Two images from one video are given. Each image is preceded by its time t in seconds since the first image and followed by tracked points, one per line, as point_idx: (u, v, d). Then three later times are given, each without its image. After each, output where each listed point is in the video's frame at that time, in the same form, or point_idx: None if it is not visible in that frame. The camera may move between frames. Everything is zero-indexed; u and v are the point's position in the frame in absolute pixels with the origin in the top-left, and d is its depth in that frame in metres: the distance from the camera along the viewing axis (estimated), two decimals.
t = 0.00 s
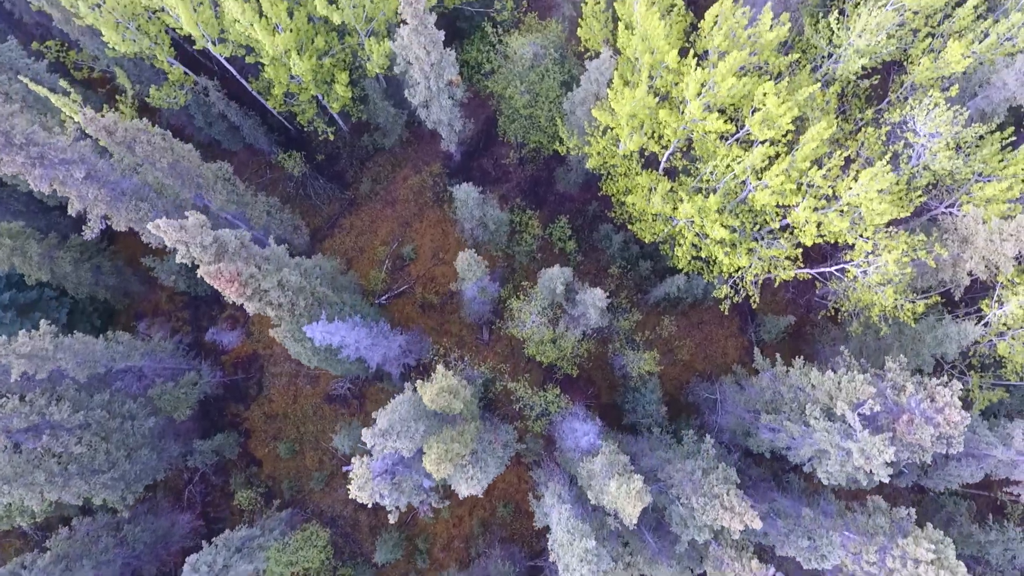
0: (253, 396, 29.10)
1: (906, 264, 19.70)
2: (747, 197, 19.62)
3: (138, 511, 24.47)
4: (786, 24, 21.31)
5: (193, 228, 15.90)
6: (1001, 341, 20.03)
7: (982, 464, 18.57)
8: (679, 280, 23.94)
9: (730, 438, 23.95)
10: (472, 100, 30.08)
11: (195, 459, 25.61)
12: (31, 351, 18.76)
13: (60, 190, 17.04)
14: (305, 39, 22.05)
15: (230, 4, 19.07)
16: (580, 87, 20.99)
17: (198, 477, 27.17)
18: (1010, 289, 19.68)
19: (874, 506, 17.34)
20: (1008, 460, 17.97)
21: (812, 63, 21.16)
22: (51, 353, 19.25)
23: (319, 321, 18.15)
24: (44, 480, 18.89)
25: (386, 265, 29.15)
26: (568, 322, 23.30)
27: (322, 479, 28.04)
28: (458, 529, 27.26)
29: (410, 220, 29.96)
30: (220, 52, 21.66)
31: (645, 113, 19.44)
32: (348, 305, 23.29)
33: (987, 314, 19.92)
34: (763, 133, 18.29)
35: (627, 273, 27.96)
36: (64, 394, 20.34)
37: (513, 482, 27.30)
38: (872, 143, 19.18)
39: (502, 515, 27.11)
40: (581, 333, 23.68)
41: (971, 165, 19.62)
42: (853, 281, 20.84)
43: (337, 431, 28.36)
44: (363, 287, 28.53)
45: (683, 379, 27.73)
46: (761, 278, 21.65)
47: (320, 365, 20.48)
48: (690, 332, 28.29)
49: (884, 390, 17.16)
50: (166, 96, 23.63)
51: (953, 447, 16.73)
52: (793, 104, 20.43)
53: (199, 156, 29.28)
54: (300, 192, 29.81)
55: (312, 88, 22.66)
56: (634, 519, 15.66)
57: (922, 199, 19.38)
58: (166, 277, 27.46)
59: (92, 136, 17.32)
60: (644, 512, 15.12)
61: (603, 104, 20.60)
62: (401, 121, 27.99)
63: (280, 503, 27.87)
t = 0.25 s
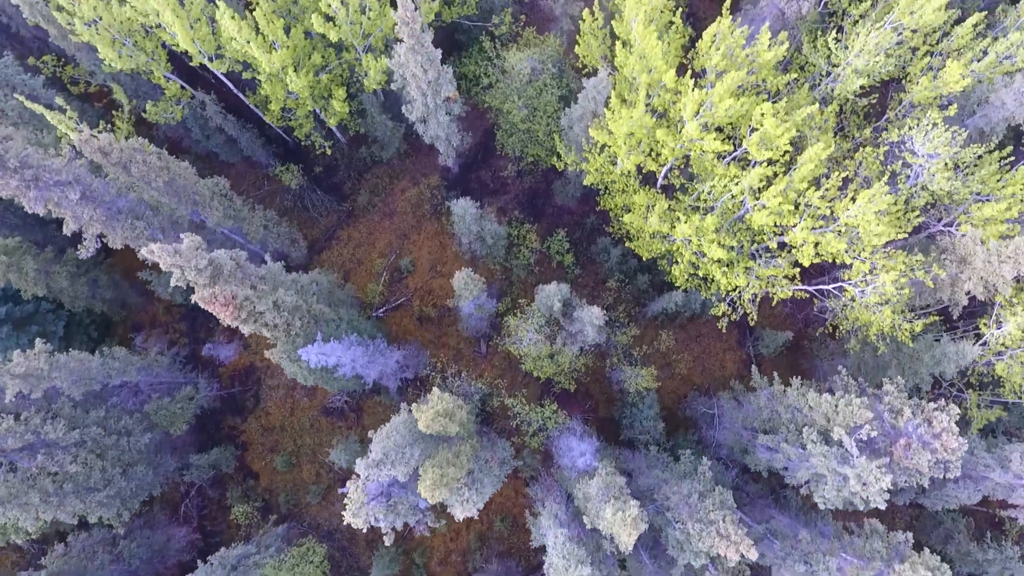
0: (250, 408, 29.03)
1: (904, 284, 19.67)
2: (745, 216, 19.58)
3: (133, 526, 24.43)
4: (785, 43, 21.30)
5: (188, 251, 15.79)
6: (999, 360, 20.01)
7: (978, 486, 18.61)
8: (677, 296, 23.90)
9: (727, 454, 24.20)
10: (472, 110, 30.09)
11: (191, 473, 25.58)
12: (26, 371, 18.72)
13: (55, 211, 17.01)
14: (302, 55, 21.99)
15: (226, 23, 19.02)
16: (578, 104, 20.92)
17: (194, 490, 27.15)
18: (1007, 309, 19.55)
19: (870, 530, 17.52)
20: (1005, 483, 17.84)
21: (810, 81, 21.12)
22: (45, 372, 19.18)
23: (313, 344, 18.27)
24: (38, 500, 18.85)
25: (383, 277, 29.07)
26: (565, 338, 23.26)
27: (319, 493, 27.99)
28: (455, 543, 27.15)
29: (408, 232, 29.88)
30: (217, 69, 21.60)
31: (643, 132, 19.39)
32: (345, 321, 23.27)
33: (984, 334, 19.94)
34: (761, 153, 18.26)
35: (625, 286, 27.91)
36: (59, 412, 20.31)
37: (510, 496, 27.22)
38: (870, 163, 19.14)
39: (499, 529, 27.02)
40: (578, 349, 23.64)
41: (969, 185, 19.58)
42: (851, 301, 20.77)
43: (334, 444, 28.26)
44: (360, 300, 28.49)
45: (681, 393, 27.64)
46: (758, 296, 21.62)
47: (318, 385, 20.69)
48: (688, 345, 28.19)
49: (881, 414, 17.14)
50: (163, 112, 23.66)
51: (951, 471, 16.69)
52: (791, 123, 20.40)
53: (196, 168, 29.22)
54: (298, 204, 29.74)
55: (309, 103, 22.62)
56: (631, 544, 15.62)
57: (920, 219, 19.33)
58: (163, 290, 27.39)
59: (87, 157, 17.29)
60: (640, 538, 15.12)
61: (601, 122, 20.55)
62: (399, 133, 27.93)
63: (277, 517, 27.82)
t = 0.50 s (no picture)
0: (247, 421, 28.95)
1: (902, 304, 19.63)
2: (743, 236, 19.54)
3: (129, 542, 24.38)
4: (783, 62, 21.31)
5: (182, 274, 15.82)
6: (997, 380, 19.98)
7: (977, 508, 18.40)
8: (675, 312, 23.85)
9: (725, 469, 24.19)
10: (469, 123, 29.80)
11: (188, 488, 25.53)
12: (21, 391, 18.66)
13: (50, 233, 16.95)
14: (299, 71, 21.95)
15: (222, 42, 18.97)
16: (575, 122, 20.86)
17: (191, 504, 27.13)
18: (1005, 330, 19.45)
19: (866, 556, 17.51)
20: (1003, 507, 17.70)
21: (807, 100, 21.11)
22: (40, 391, 19.11)
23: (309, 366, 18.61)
24: (32, 520, 18.80)
25: (381, 290, 28.99)
26: (562, 354, 23.23)
27: (316, 506, 27.94)
28: (452, 557, 27.05)
29: (406, 244, 29.78)
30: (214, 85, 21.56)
31: (640, 151, 19.39)
32: (341, 337, 23.22)
33: (982, 354, 19.95)
34: (758, 174, 18.23)
35: (623, 300, 27.84)
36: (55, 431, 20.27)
37: (507, 510, 27.13)
38: (868, 183, 19.12)
39: (497, 544, 26.94)
40: (576, 366, 23.60)
41: (967, 205, 19.55)
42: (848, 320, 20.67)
43: (331, 457, 28.14)
44: (358, 313, 28.45)
45: (678, 407, 27.54)
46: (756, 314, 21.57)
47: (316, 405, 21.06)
48: (688, 358, 28.00)
49: (878, 437, 17.13)
50: (160, 126, 23.53)
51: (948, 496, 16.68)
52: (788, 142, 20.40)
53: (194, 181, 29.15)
54: (295, 217, 29.64)
55: (306, 119, 22.58)
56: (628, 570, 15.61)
57: (918, 239, 19.30)
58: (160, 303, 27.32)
59: (82, 178, 17.24)
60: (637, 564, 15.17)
61: (598, 141, 20.50)
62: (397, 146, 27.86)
63: (274, 530, 27.79)
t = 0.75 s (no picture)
0: (244, 434, 28.86)
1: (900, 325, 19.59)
2: (740, 256, 19.48)
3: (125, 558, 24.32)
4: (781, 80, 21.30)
5: (176, 299, 15.78)
6: (995, 401, 19.93)
7: (974, 530, 18.39)
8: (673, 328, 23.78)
9: (722, 485, 24.17)
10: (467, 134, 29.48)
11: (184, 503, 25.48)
12: (16, 411, 18.61)
13: (44, 254, 16.90)
14: (296, 88, 21.90)
15: (218, 61, 18.92)
16: (572, 140, 20.79)
17: (188, 518, 27.08)
18: (1004, 351, 19.35)
19: None
20: (1000, 530, 17.74)
21: (805, 118, 21.09)
22: (35, 411, 19.05)
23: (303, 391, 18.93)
24: (27, 541, 18.72)
25: (378, 303, 28.89)
26: (560, 371, 23.19)
27: (313, 519, 27.89)
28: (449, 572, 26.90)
29: (403, 256, 29.68)
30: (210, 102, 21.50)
31: (637, 171, 19.36)
32: (337, 354, 23.16)
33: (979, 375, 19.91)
34: (756, 195, 18.19)
35: (621, 314, 27.72)
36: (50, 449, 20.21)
37: (504, 524, 26.96)
38: (866, 204, 19.09)
39: (494, 558, 26.80)
40: (573, 382, 23.56)
41: (965, 225, 19.52)
42: (846, 340, 20.54)
43: (328, 470, 28.03)
44: (355, 326, 28.36)
45: (676, 421, 27.38)
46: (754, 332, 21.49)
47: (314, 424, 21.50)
48: (686, 372, 27.89)
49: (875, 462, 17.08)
50: (156, 142, 23.37)
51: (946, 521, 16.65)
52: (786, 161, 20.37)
53: (192, 193, 29.06)
54: (293, 229, 29.55)
55: (303, 135, 22.52)
56: None
57: (917, 259, 19.26)
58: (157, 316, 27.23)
59: (77, 200, 17.23)
60: None
61: (596, 159, 20.43)
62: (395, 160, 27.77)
63: (270, 544, 27.77)
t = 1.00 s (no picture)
0: (241, 447, 28.81)
1: (898, 346, 19.51)
2: (737, 276, 19.42)
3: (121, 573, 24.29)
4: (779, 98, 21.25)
5: (171, 323, 15.72)
6: (993, 421, 19.90)
7: (971, 552, 18.37)
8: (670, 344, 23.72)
9: (720, 502, 24.13)
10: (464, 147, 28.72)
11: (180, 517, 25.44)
12: (11, 432, 18.57)
13: (38, 276, 16.95)
14: (292, 105, 21.84)
15: (214, 81, 18.87)
16: (570, 157, 20.74)
17: (185, 531, 27.07)
18: (1001, 372, 19.29)
19: None
20: (998, 553, 17.70)
21: (803, 137, 21.04)
22: (30, 431, 19.02)
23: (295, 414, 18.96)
24: (21, 562, 18.67)
25: (375, 316, 28.81)
26: (557, 388, 23.13)
27: (310, 533, 27.86)
28: None
29: (401, 268, 29.60)
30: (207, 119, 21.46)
31: (635, 191, 19.31)
32: (334, 370, 23.10)
33: (977, 395, 19.87)
34: (753, 217, 18.13)
35: (619, 328, 27.60)
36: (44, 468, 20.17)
37: (502, 538, 26.72)
38: (864, 224, 19.04)
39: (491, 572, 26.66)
40: (570, 399, 23.52)
41: (963, 246, 19.45)
42: (843, 359, 20.46)
43: (324, 484, 27.89)
44: (352, 339, 28.29)
45: (674, 435, 27.32)
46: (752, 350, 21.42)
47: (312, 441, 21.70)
48: (684, 386, 27.70)
49: (873, 486, 17.07)
50: (152, 157, 23.35)
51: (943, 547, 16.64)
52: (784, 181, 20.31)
53: (189, 205, 29.02)
54: (290, 241, 29.47)
55: (299, 151, 22.46)
56: None
57: (915, 280, 19.21)
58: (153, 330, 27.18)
59: (71, 222, 17.19)
60: None
61: (593, 177, 20.37)
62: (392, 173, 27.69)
63: (267, 557, 27.75)
